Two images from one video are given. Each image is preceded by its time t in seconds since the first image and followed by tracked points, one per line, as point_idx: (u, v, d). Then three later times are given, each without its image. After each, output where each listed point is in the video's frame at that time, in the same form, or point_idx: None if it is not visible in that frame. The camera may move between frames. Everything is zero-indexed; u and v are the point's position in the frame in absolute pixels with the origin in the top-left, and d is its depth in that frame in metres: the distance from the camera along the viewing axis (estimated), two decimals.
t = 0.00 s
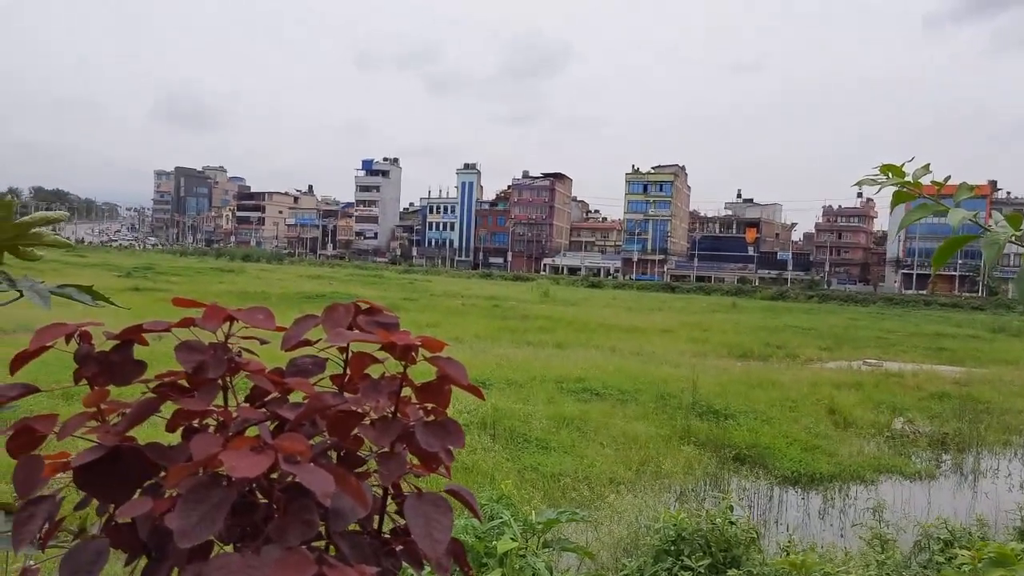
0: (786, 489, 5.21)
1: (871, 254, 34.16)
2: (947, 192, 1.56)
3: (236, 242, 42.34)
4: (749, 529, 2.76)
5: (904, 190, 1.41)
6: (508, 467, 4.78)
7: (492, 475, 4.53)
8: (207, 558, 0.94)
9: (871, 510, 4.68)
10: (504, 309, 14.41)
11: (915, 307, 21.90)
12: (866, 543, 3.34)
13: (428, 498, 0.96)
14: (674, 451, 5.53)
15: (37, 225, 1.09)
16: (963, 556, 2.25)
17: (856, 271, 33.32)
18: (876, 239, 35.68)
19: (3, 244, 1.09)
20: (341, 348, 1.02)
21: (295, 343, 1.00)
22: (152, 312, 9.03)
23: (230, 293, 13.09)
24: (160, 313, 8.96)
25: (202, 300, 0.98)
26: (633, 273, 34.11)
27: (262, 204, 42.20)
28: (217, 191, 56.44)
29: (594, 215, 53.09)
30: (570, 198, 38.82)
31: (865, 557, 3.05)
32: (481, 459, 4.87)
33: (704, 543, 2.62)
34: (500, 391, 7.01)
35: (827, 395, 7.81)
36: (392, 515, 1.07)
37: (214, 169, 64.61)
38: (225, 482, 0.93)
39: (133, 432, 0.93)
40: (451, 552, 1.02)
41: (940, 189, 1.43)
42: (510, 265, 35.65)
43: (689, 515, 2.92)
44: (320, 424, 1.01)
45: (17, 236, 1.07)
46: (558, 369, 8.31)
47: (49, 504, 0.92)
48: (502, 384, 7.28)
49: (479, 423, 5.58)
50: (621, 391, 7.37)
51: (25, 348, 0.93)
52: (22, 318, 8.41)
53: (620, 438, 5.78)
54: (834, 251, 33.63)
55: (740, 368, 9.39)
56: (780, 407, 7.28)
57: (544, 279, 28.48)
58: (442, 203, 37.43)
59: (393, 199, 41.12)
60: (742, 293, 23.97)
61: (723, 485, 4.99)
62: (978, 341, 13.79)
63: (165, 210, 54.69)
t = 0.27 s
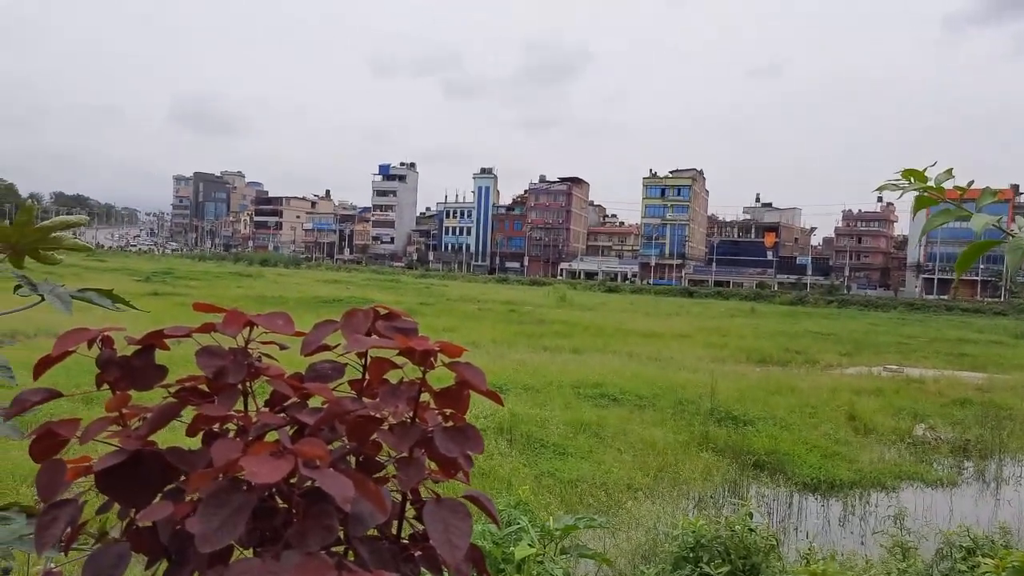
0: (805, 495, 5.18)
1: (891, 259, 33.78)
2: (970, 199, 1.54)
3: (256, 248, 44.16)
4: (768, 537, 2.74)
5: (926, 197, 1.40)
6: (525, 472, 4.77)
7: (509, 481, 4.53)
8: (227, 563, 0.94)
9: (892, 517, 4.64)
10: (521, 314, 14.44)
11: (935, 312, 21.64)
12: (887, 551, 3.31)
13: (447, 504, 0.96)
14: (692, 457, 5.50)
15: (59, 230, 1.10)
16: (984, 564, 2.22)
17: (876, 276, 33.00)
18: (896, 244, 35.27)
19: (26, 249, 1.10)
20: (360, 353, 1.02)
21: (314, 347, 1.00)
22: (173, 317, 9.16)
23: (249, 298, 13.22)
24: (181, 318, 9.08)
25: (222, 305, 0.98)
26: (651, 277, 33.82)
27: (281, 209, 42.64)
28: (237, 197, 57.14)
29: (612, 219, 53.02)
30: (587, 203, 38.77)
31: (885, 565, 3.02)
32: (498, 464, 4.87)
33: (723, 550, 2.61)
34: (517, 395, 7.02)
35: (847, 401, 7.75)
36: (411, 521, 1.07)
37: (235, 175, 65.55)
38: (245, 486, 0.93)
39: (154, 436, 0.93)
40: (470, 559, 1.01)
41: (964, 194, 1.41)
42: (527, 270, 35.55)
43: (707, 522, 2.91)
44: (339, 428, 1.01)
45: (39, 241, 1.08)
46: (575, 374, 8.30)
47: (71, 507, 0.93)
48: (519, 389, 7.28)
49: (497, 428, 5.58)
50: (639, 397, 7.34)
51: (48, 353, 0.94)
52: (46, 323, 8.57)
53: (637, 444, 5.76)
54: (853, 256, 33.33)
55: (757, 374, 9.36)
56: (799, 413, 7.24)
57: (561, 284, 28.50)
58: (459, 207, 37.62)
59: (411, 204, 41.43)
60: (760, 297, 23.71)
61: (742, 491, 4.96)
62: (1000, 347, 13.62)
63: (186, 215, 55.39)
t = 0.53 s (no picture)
0: (826, 502, 5.14)
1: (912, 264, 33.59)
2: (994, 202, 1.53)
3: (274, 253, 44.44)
4: (789, 543, 2.73)
5: (949, 200, 1.39)
6: (543, 477, 4.77)
7: (528, 486, 4.54)
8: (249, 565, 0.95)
9: (914, 524, 4.60)
10: (539, 318, 14.44)
11: (959, 318, 21.37)
12: (909, 560, 3.28)
13: (468, 509, 0.96)
14: (712, 463, 5.47)
15: (83, 235, 1.11)
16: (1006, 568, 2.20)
17: (897, 280, 32.86)
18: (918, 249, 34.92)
19: (50, 254, 1.11)
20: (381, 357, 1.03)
21: (336, 351, 1.01)
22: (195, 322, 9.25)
23: (268, 302, 13.32)
24: (202, 322, 9.16)
25: (245, 308, 0.99)
26: (669, 282, 33.31)
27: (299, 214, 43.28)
28: (257, 202, 57.67)
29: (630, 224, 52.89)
30: (605, 208, 38.70)
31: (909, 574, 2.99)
32: (517, 469, 4.88)
33: (743, 557, 2.59)
34: (535, 400, 7.02)
35: (868, 407, 7.71)
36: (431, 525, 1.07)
37: (255, 181, 66.18)
38: (268, 489, 0.94)
39: (178, 438, 0.94)
40: (491, 563, 1.01)
41: (988, 199, 1.40)
42: (545, 274, 35.41)
43: (728, 528, 2.90)
44: (360, 433, 1.01)
45: (64, 246, 1.10)
46: (593, 379, 8.30)
47: (96, 509, 0.94)
48: (536, 394, 7.28)
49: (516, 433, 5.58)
50: (657, 402, 7.32)
51: (73, 355, 0.95)
52: (68, 326, 8.68)
53: (656, 449, 5.73)
54: (875, 260, 33.57)
55: (777, 379, 9.32)
56: (820, 419, 7.21)
57: (579, 288, 28.48)
58: (477, 212, 37.79)
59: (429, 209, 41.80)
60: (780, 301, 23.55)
61: (763, 498, 4.93)
62: None
63: (207, 220, 56.08)
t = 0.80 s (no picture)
0: (845, 509, 5.10)
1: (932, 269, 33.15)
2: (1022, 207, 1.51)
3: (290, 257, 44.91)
4: (807, 551, 2.71)
5: (974, 205, 1.38)
6: (559, 483, 4.76)
7: (544, 491, 4.54)
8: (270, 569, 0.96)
9: (934, 532, 4.56)
10: (555, 323, 14.43)
11: (979, 323, 21.06)
12: (931, 568, 3.25)
13: (488, 515, 0.96)
14: (729, 469, 5.44)
15: (106, 240, 1.13)
16: None
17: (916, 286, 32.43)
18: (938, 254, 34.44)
19: (73, 259, 1.13)
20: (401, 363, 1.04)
21: (356, 357, 1.04)
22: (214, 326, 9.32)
23: (285, 306, 13.40)
24: (221, 327, 9.23)
25: (266, 315, 1.02)
26: (685, 287, 33.35)
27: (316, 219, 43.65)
28: (274, 207, 58.11)
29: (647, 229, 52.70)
30: (621, 212, 38.61)
31: None
32: (533, 475, 4.87)
33: (762, 563, 2.57)
34: (552, 405, 7.02)
35: (887, 414, 7.66)
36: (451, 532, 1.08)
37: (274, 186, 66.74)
38: (288, 494, 0.96)
39: (200, 443, 0.97)
40: (509, 570, 1.01)
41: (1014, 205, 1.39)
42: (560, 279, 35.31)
43: (746, 536, 2.89)
44: (380, 439, 1.02)
45: (87, 251, 1.11)
46: (609, 384, 8.29)
47: (119, 513, 0.96)
48: (553, 399, 7.28)
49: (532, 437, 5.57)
50: (673, 407, 7.29)
51: (100, 360, 0.98)
52: (89, 330, 8.79)
53: (673, 455, 5.71)
54: (893, 265, 33.17)
55: (795, 385, 9.26)
56: (838, 425, 7.17)
57: (596, 292, 28.39)
58: (492, 217, 37.83)
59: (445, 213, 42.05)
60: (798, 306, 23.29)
61: (781, 505, 4.90)
62: None
63: (224, 224, 56.60)
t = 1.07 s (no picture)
0: (863, 516, 5.06)
1: (952, 274, 32.68)
2: None
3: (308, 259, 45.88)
4: (826, 559, 2.69)
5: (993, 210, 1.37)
6: (575, 488, 4.74)
7: (560, 496, 4.53)
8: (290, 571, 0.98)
9: (954, 540, 4.52)
10: (570, 328, 14.41)
11: (1001, 330, 20.74)
12: None
13: (506, 520, 0.97)
14: (746, 475, 5.41)
15: (126, 244, 1.14)
16: None
17: (936, 291, 31.72)
18: (958, 260, 33.94)
19: (94, 262, 1.14)
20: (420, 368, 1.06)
21: (375, 361, 1.05)
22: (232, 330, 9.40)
23: (301, 310, 13.49)
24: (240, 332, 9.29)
25: (287, 320, 1.04)
26: (702, 292, 33.12)
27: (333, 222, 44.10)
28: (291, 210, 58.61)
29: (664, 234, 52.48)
30: (638, 216, 38.48)
31: None
32: (548, 480, 4.86)
33: (780, 571, 2.56)
34: (568, 410, 7.03)
35: (906, 421, 7.61)
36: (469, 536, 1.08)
37: (292, 189, 67.43)
38: (308, 497, 0.97)
39: (221, 446, 0.99)
40: None
41: None
42: (577, 283, 35.19)
43: (764, 543, 2.87)
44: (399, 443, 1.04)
45: (107, 254, 1.12)
46: (625, 388, 8.27)
47: (140, 517, 0.98)
48: (568, 404, 7.29)
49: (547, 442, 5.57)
50: (689, 412, 7.27)
51: (124, 364, 1.00)
52: (108, 331, 8.89)
53: (690, 460, 5.69)
54: (913, 270, 32.21)
55: (812, 391, 9.19)
56: (856, 431, 7.13)
57: (612, 297, 28.31)
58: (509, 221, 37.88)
59: (461, 218, 42.31)
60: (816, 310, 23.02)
61: (798, 512, 4.87)
62: None
63: (243, 228, 57.16)
